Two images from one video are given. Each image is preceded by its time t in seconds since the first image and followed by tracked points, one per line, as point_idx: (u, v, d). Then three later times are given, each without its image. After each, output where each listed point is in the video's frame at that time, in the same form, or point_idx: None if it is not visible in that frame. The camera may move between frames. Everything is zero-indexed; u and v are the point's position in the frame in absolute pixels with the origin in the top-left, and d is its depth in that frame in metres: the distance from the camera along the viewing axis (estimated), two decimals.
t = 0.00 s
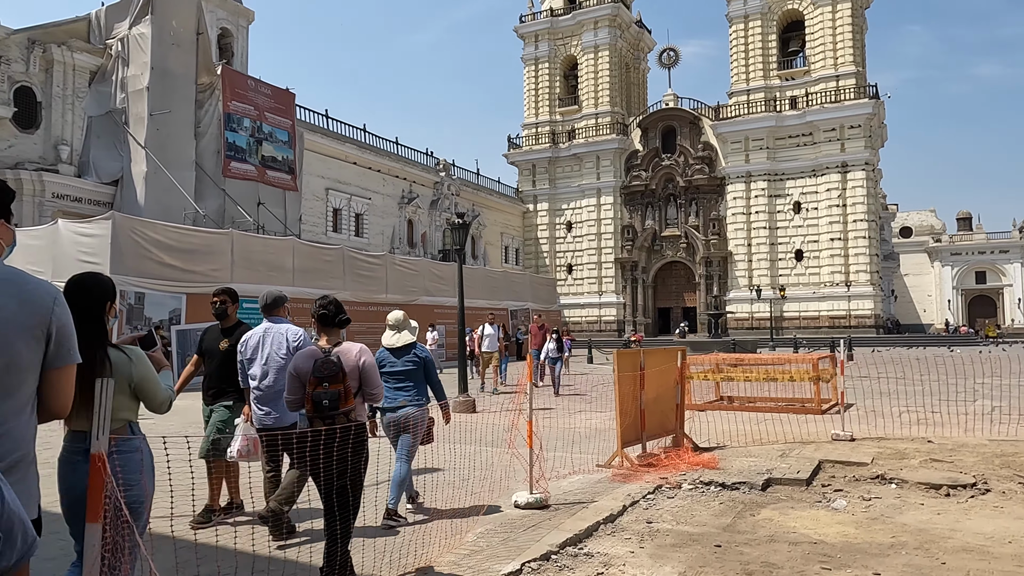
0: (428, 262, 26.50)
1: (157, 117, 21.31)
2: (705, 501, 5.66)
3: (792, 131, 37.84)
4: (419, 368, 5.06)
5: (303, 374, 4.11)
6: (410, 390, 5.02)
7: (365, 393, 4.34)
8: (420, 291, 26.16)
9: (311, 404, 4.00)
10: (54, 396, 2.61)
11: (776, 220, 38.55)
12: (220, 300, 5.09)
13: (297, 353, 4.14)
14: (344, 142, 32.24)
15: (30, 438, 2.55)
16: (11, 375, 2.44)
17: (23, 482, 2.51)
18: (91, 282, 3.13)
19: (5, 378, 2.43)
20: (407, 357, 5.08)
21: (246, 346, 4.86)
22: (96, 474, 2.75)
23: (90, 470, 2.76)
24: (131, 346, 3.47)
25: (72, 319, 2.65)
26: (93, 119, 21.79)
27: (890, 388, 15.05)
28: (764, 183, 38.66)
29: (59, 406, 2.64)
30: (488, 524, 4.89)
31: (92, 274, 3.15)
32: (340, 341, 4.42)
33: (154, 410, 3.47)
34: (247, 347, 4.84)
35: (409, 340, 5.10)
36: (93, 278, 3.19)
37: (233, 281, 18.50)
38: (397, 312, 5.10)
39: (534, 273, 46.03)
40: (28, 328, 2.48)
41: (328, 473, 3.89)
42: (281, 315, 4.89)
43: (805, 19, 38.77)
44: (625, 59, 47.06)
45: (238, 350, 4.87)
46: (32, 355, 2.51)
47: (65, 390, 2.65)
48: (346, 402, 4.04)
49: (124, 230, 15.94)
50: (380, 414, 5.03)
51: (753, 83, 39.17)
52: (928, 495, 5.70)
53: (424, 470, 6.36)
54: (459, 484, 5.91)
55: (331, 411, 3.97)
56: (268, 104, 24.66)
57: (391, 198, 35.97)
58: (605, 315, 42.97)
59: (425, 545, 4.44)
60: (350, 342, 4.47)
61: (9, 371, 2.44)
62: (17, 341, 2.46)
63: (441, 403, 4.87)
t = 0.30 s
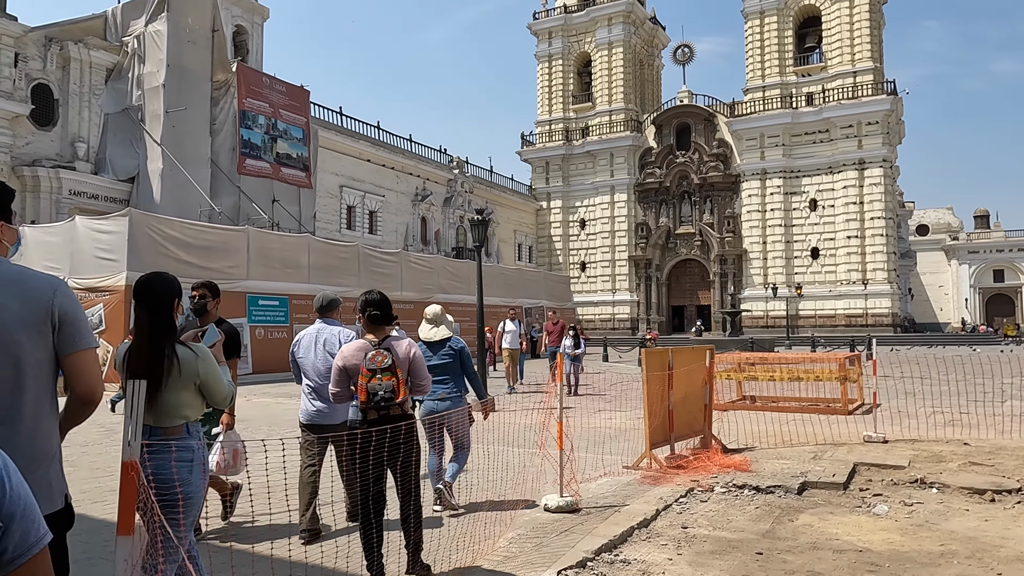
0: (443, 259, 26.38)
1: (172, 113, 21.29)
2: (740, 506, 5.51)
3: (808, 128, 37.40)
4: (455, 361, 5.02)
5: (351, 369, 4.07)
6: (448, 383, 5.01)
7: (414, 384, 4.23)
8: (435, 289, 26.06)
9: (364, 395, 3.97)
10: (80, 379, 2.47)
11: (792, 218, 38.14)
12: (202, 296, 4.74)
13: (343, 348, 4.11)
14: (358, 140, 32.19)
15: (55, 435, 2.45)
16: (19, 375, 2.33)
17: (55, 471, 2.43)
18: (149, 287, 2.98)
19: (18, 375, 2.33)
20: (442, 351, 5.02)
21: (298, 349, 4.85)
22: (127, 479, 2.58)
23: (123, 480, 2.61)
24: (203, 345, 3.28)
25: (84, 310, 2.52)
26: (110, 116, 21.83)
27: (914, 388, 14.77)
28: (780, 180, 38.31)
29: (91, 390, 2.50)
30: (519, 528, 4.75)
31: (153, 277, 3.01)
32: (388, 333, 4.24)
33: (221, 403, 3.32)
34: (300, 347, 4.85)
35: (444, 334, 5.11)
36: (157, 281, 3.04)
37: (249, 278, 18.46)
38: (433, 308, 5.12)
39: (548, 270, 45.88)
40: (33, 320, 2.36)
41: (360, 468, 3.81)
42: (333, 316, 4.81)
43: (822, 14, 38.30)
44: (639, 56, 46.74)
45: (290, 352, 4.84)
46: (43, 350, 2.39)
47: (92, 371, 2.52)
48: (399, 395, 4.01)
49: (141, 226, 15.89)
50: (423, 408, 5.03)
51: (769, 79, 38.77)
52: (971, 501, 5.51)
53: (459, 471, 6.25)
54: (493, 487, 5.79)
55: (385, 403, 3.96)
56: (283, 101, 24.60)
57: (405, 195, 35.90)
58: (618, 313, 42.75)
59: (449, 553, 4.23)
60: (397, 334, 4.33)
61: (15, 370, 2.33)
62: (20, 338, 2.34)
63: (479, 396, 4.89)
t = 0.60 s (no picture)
0: (459, 257, 26.23)
1: (189, 111, 21.19)
2: (782, 510, 5.32)
3: (825, 125, 36.94)
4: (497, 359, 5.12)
5: (412, 371, 4.03)
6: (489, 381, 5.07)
7: (472, 385, 4.16)
8: (451, 287, 25.93)
9: (428, 400, 3.91)
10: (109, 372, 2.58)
11: (809, 216, 37.69)
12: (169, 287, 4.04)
13: (403, 350, 4.06)
14: (373, 138, 32.10)
15: (93, 422, 2.66)
16: (46, 370, 2.54)
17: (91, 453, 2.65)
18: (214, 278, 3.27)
19: (48, 370, 2.55)
20: (487, 349, 5.19)
21: (352, 339, 5.17)
22: (160, 487, 2.40)
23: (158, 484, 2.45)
24: (267, 337, 3.48)
25: (115, 307, 2.64)
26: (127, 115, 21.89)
27: (941, 389, 14.47)
28: (797, 178, 37.87)
29: (116, 380, 2.58)
30: (555, 533, 4.58)
31: (219, 271, 3.32)
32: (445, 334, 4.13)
33: (288, 395, 3.47)
34: (354, 338, 5.16)
35: (489, 333, 5.21)
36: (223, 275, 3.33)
37: (266, 275, 18.40)
38: (481, 306, 5.21)
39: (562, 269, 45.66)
40: (59, 318, 2.55)
41: (412, 472, 3.62)
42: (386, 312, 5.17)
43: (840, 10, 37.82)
44: (654, 53, 46.42)
45: (344, 342, 5.18)
46: (70, 347, 2.57)
47: (117, 362, 2.60)
48: (462, 397, 3.97)
49: (158, 223, 15.83)
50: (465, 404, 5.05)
51: (786, 76, 38.40)
52: None
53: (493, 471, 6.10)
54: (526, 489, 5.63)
55: (450, 406, 3.90)
56: (298, 99, 24.51)
57: (419, 193, 35.81)
58: (633, 312, 42.42)
59: (487, 560, 4.07)
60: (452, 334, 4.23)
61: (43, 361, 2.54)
62: (47, 334, 2.53)
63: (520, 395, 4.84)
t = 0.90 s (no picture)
0: (475, 256, 26.04)
1: (205, 111, 21.09)
2: (826, 522, 5.10)
3: (843, 123, 36.45)
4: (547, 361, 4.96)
5: (465, 369, 4.01)
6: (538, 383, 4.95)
7: (527, 392, 3.99)
8: (467, 287, 25.75)
9: (479, 401, 3.88)
10: (191, 384, 2.48)
11: (827, 215, 37.21)
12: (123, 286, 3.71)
13: (459, 346, 4.04)
14: (387, 137, 31.98)
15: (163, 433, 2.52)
16: (123, 380, 2.41)
17: (154, 467, 2.47)
18: (279, 279, 3.26)
19: (123, 381, 2.41)
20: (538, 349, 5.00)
21: (392, 345, 5.02)
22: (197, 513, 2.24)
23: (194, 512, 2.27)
24: (328, 341, 3.46)
25: (194, 318, 2.55)
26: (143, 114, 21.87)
27: (971, 391, 14.10)
28: (815, 176, 37.40)
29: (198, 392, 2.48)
30: (593, 545, 4.38)
31: (283, 273, 3.30)
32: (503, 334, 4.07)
33: (345, 399, 3.43)
34: (395, 343, 5.01)
35: (542, 334, 5.05)
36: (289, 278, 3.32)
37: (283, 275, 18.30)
38: (534, 306, 5.10)
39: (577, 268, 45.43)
40: (141, 328, 2.44)
41: (466, 474, 3.70)
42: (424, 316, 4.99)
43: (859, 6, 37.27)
44: (669, 51, 46.01)
45: (384, 348, 5.02)
46: (150, 356, 2.45)
47: (201, 375, 2.51)
48: (512, 402, 3.88)
49: (175, 223, 15.75)
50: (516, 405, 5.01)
51: (803, 74, 37.98)
52: None
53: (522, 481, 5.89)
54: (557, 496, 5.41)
55: (499, 410, 3.84)
56: (314, 98, 24.44)
57: (434, 193, 35.68)
58: (648, 312, 42.10)
59: (528, 569, 3.91)
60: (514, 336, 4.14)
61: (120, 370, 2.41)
62: (126, 343, 2.41)
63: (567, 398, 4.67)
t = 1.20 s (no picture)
0: (486, 255, 25.88)
1: (216, 109, 21.02)
2: (861, 528, 4.92)
3: (857, 120, 36.06)
4: (584, 360, 4.98)
5: (495, 367, 3.97)
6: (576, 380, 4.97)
7: (557, 392, 3.98)
8: (478, 286, 25.59)
9: (502, 397, 3.77)
10: (232, 376, 2.66)
11: (840, 214, 36.83)
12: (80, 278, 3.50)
13: (491, 344, 4.01)
14: (398, 135, 31.86)
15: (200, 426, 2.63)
16: (167, 376, 2.54)
17: (189, 457, 2.58)
18: (333, 285, 3.16)
19: (166, 374, 2.55)
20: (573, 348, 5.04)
21: (421, 338, 5.12)
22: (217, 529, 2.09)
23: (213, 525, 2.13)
24: (380, 344, 3.40)
25: (230, 318, 2.70)
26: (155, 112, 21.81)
27: (994, 392, 13.81)
28: (828, 175, 37.01)
29: (241, 386, 2.67)
30: (621, 551, 4.23)
31: (337, 279, 3.20)
32: (534, 335, 4.05)
33: (397, 395, 3.37)
34: (424, 337, 5.11)
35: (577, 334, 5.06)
36: (342, 284, 3.21)
37: (294, 273, 18.21)
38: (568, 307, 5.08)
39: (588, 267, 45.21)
40: (183, 324, 2.59)
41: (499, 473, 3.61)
42: (452, 310, 5.06)
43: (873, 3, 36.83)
44: (681, 49, 45.68)
45: (413, 341, 5.14)
46: (193, 349, 2.60)
47: (242, 374, 2.68)
48: (535, 401, 3.75)
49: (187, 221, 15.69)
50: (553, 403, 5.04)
51: (817, 71, 37.62)
52: None
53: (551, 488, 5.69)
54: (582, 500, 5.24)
55: (522, 407, 3.74)
56: (325, 97, 24.35)
57: (445, 191, 35.55)
58: (659, 311, 41.82)
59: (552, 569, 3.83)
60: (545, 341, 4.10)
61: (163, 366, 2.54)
62: (171, 339, 2.57)
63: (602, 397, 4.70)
